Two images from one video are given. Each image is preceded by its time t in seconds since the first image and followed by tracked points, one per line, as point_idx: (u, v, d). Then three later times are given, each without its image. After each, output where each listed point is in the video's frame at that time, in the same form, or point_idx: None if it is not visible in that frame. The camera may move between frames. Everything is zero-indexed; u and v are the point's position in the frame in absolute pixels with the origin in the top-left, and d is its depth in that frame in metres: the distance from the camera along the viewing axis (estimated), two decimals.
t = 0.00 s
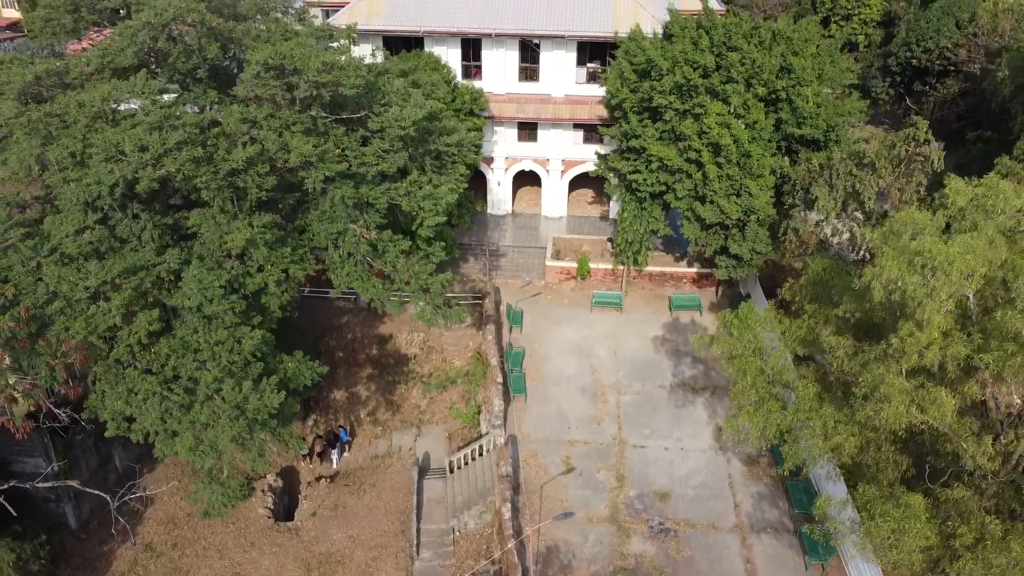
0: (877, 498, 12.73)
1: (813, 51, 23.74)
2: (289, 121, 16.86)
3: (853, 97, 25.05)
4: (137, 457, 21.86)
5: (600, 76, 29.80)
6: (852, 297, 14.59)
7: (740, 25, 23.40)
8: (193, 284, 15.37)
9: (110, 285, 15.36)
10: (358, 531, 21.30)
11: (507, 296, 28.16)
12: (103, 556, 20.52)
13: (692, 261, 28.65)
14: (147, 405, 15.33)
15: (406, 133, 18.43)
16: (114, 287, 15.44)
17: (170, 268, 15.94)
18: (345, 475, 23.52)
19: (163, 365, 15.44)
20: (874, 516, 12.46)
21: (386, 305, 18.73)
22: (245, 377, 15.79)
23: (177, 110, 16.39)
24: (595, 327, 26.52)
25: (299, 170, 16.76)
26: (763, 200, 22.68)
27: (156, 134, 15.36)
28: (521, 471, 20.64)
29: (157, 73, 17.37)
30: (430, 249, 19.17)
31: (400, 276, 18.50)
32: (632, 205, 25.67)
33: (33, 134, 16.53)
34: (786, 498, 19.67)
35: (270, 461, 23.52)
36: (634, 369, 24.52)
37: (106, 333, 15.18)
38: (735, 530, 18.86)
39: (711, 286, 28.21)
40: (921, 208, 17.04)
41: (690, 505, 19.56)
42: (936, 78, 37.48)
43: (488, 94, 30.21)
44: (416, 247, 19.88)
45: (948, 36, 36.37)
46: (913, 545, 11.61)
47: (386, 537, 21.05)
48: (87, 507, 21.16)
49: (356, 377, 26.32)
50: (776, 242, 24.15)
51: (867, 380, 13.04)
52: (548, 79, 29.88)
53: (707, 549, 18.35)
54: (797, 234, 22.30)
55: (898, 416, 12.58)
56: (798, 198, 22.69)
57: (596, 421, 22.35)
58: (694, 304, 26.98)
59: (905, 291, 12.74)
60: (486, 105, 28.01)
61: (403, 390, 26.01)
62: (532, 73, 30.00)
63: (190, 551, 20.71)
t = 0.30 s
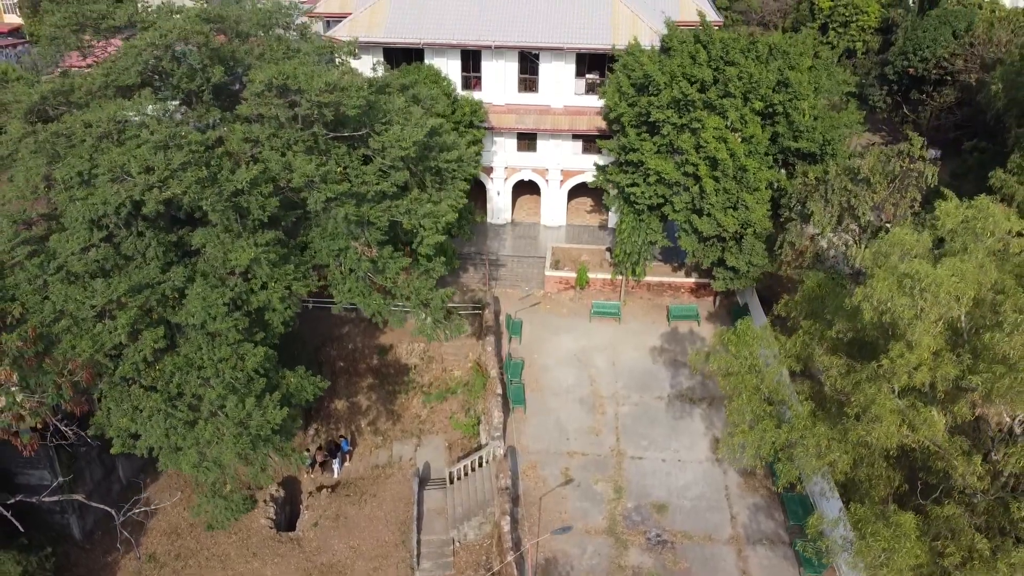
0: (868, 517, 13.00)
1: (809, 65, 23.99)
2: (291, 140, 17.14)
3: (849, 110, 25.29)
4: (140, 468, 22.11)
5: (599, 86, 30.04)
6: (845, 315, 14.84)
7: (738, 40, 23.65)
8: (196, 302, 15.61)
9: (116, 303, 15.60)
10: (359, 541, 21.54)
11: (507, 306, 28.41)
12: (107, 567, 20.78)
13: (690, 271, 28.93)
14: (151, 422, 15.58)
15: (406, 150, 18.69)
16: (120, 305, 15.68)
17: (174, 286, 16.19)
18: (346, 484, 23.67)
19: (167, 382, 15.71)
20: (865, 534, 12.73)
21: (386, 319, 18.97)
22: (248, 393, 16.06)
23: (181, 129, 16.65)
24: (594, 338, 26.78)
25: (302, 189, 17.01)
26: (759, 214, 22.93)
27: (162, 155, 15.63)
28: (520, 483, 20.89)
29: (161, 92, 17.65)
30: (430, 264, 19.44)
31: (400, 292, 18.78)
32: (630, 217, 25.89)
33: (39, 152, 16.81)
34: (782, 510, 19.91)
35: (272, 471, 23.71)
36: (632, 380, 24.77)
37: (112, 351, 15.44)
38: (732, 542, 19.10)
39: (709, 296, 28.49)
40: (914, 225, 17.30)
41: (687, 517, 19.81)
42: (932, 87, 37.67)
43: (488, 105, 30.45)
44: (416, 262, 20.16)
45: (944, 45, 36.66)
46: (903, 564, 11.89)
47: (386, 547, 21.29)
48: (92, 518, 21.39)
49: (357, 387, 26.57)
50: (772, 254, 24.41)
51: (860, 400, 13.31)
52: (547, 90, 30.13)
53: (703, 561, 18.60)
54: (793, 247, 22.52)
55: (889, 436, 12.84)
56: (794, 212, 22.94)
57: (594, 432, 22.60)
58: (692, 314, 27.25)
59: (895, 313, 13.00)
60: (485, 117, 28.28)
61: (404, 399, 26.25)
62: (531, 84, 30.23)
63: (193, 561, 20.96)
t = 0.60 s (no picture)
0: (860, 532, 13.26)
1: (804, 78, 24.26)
2: (292, 158, 17.40)
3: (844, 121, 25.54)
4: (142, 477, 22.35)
5: (597, 97, 30.32)
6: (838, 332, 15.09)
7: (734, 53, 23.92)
8: (200, 318, 15.85)
9: (121, 320, 15.85)
10: (360, 550, 21.79)
11: (506, 315, 28.66)
12: None
13: (687, 280, 29.21)
14: (155, 437, 15.83)
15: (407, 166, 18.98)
16: (124, 322, 15.92)
17: (178, 301, 16.44)
18: (346, 493, 23.92)
19: (171, 397, 15.97)
20: (856, 550, 13.00)
21: (386, 333, 19.23)
22: (251, 408, 16.31)
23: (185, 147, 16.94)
24: (592, 347, 27.03)
25: (304, 206, 17.27)
26: (755, 226, 23.19)
27: (165, 173, 15.87)
28: (519, 493, 21.14)
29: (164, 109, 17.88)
30: (430, 278, 19.71)
31: (400, 306, 19.06)
32: (628, 228, 26.14)
33: (45, 170, 17.07)
34: (778, 520, 20.17)
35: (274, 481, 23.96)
36: (630, 390, 25.02)
37: (116, 367, 15.69)
38: (728, 553, 19.36)
39: (706, 305, 28.76)
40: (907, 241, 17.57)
41: (684, 527, 20.07)
42: (930, 95, 37.85)
43: (487, 115, 30.71)
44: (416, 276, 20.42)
45: (940, 53, 36.92)
46: None
47: (387, 556, 21.54)
48: (96, 528, 21.61)
49: (357, 396, 26.81)
50: (769, 265, 24.68)
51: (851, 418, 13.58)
52: (546, 100, 30.38)
53: (700, 572, 18.85)
54: (789, 259, 22.79)
55: (880, 453, 13.11)
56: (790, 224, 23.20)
57: (592, 443, 22.84)
58: (690, 323, 27.51)
59: (885, 332, 13.26)
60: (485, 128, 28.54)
61: (404, 408, 26.50)
62: (531, 94, 30.47)
63: (196, 571, 21.21)
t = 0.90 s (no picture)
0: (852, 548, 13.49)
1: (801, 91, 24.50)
2: (295, 176, 17.64)
3: (841, 133, 25.77)
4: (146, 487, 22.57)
5: (596, 108, 30.58)
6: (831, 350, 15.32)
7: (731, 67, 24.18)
8: (204, 334, 16.09)
9: (125, 337, 16.09)
10: (361, 560, 22.04)
11: (506, 325, 28.90)
12: None
13: (685, 289, 29.46)
14: (159, 452, 16.06)
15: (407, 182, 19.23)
16: (129, 338, 16.16)
17: (182, 318, 16.68)
18: (347, 503, 24.17)
19: (176, 413, 16.22)
20: (849, 567, 13.24)
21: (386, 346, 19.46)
22: (253, 423, 16.55)
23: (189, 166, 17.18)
24: (591, 356, 27.27)
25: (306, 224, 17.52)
26: (752, 239, 23.44)
27: (169, 192, 16.09)
28: (518, 504, 21.37)
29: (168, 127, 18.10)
30: (430, 292, 19.94)
31: (401, 320, 19.29)
32: (626, 239, 26.38)
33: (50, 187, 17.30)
34: (773, 531, 20.40)
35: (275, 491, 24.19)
36: (628, 400, 25.25)
37: (121, 383, 15.92)
38: (724, 564, 19.59)
39: (704, 314, 29.01)
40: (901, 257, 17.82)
41: (681, 538, 20.30)
42: (926, 103, 38.10)
43: (487, 125, 30.93)
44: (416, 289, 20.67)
45: (937, 62, 37.12)
46: None
47: (387, 566, 21.79)
48: (99, 537, 21.83)
49: (358, 404, 27.04)
50: (765, 276, 24.94)
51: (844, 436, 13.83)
52: (546, 110, 30.60)
53: None
54: (785, 271, 23.02)
55: (872, 471, 13.35)
56: (787, 236, 23.46)
57: (591, 453, 23.07)
58: (688, 333, 27.73)
59: (877, 352, 13.50)
60: (484, 138, 28.78)
61: (404, 417, 26.73)
62: (530, 104, 30.68)
63: None
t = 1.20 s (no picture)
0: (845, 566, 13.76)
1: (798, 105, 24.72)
2: (297, 195, 17.91)
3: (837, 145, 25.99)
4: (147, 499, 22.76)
5: (594, 120, 30.82)
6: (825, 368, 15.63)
7: (729, 81, 24.36)
8: (208, 351, 16.37)
9: (131, 355, 16.34)
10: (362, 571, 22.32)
11: (505, 334, 29.14)
12: None
13: (683, 299, 29.72)
14: (165, 468, 16.33)
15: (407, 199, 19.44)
16: (134, 356, 16.40)
17: (186, 334, 16.92)
18: (349, 513, 24.43)
19: (181, 430, 16.52)
20: None
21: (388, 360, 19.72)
22: (257, 440, 16.82)
23: (192, 184, 17.37)
24: (590, 366, 27.52)
25: (310, 242, 17.79)
26: (749, 252, 23.70)
27: (174, 211, 16.33)
28: (518, 516, 21.63)
29: (172, 145, 18.32)
30: (431, 307, 20.23)
31: (403, 335, 19.53)
32: (625, 250, 26.61)
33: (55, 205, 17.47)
34: (769, 543, 20.64)
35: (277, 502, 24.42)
36: (627, 410, 25.49)
37: (126, 401, 16.16)
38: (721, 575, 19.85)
39: (702, 324, 29.26)
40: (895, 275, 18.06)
41: (679, 550, 20.57)
42: (923, 112, 38.34)
43: (487, 136, 31.14)
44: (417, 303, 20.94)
45: (935, 71, 37.23)
46: None
47: None
48: (103, 549, 22.05)
49: (359, 414, 27.25)
50: (762, 288, 25.21)
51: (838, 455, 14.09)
52: (545, 121, 30.83)
53: None
54: (781, 285, 23.29)
55: (864, 490, 13.62)
56: (784, 250, 23.71)
57: (589, 464, 23.32)
58: (685, 343, 27.98)
59: (870, 373, 13.73)
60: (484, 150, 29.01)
61: (405, 427, 26.97)
62: (529, 115, 30.93)
63: None
